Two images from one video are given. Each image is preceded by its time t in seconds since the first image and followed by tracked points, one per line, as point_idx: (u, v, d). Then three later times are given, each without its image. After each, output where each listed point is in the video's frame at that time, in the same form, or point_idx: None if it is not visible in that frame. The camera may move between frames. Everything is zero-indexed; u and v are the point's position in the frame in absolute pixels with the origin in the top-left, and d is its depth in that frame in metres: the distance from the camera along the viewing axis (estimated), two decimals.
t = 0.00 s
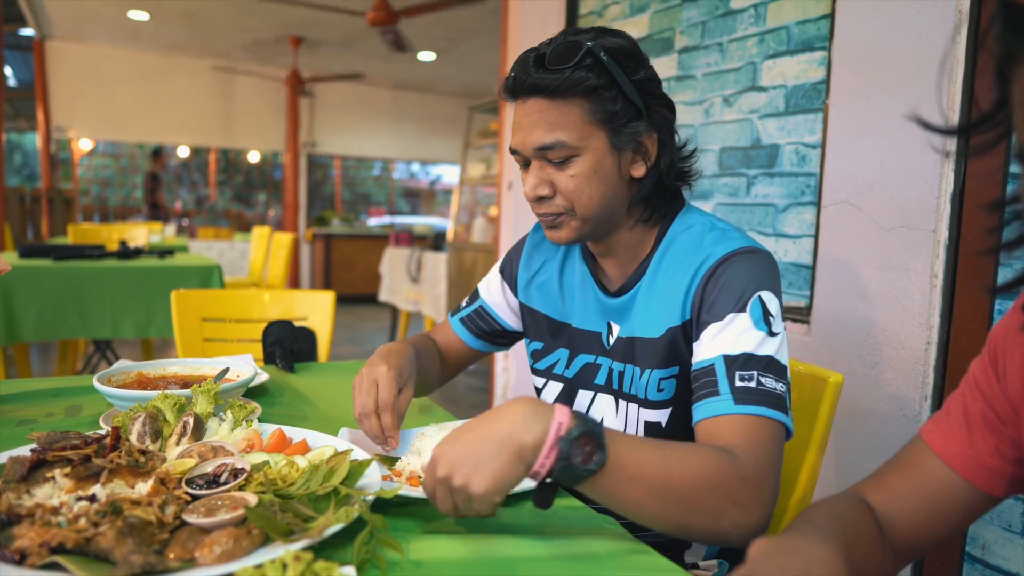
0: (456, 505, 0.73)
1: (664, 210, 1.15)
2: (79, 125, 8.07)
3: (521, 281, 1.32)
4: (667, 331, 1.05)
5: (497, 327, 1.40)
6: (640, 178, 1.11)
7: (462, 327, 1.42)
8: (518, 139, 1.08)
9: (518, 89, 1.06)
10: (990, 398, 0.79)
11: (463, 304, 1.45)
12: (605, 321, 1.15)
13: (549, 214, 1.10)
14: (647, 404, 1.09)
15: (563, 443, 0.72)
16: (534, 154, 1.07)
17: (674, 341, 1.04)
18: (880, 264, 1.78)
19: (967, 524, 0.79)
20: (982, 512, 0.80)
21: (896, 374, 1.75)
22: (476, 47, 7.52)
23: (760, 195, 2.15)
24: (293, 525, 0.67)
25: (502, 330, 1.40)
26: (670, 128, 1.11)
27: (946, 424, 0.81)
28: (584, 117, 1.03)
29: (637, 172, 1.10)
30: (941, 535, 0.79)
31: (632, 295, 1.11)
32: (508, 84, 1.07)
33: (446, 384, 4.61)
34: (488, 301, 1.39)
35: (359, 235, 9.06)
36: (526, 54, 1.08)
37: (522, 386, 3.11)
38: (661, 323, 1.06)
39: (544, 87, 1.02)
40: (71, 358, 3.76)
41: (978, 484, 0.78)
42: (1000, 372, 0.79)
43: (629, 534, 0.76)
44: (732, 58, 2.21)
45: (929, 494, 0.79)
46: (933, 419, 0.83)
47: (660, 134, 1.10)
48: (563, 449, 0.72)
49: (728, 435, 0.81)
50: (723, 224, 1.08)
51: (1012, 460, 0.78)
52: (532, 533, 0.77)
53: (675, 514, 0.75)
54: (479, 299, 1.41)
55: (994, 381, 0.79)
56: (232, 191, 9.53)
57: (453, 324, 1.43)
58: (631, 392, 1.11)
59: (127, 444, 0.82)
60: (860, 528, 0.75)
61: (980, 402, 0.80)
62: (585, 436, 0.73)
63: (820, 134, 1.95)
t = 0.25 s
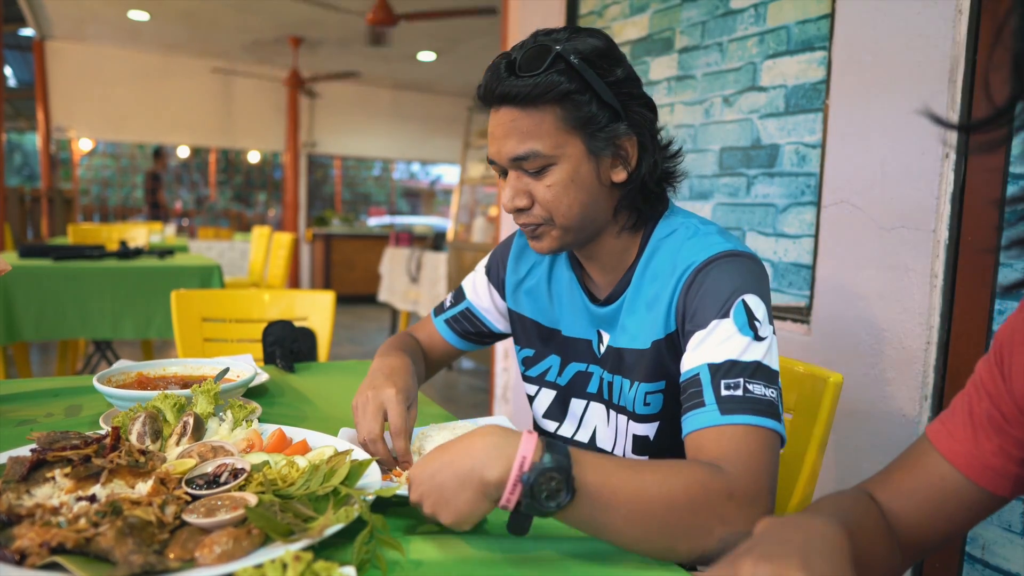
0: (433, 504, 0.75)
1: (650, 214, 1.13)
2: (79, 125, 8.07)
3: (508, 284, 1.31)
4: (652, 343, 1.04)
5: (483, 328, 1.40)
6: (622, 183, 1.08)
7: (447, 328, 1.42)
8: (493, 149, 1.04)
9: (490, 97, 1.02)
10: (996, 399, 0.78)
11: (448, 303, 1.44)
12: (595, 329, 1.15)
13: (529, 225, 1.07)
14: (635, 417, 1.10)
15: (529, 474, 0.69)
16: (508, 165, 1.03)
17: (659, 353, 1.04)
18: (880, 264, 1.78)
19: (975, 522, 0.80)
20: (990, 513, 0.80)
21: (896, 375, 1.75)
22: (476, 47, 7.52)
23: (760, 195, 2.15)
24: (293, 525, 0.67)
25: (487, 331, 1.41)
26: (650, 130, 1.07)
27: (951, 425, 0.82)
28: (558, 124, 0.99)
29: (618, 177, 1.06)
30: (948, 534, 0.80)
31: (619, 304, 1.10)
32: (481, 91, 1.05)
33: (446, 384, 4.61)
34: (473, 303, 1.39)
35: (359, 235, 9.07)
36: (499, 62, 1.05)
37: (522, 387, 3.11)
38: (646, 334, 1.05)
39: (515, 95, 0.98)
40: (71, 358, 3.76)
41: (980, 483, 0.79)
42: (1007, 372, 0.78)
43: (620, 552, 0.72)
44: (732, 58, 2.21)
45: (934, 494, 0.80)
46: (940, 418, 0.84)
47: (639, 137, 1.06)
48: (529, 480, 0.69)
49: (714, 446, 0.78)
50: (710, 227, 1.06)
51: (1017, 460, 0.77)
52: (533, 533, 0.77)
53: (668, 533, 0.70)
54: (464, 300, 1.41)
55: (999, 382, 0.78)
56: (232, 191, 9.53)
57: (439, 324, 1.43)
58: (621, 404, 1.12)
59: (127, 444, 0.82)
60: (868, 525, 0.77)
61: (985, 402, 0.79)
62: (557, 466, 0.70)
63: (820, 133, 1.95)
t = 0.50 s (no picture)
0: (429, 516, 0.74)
1: (643, 220, 1.12)
2: (79, 125, 8.07)
3: (501, 286, 1.31)
4: (648, 352, 1.05)
5: (472, 327, 1.41)
6: (613, 191, 1.06)
7: (435, 325, 1.42)
8: (479, 160, 1.02)
9: (474, 106, 1.00)
10: (997, 401, 0.79)
11: (437, 299, 1.44)
12: (590, 334, 1.16)
13: (520, 236, 1.06)
14: (631, 426, 1.10)
15: (527, 495, 0.69)
16: (496, 176, 1.02)
17: (656, 362, 1.05)
18: (879, 265, 1.78)
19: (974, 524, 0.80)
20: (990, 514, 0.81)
21: (896, 376, 1.75)
22: (476, 47, 7.53)
23: (760, 195, 2.15)
24: (293, 525, 0.67)
25: (476, 329, 1.41)
26: (640, 133, 1.06)
27: (952, 426, 0.82)
28: (545, 134, 0.97)
29: (610, 184, 1.05)
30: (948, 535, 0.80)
31: (614, 310, 1.10)
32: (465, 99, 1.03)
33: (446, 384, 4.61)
34: (464, 301, 1.39)
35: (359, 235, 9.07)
36: (481, 69, 1.03)
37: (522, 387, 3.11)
38: (643, 342, 1.06)
39: (500, 105, 0.96)
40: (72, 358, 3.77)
41: (981, 485, 0.79)
42: (1009, 373, 0.78)
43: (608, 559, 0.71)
44: (732, 58, 2.21)
45: (935, 494, 0.80)
46: (941, 419, 0.84)
47: (629, 141, 1.04)
48: (528, 502, 0.68)
49: (717, 461, 0.77)
50: (706, 231, 1.05)
51: (1017, 462, 0.78)
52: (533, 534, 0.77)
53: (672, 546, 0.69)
54: (454, 297, 1.41)
55: (1000, 383, 0.79)
56: (232, 191, 9.53)
57: (429, 322, 1.43)
58: (615, 412, 1.12)
59: (127, 444, 0.82)
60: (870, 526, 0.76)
61: (987, 403, 0.79)
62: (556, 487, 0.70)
63: (820, 134, 1.95)
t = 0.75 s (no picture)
0: (430, 522, 0.73)
1: (638, 223, 1.12)
2: (79, 124, 8.07)
3: (496, 289, 1.32)
4: (647, 354, 1.05)
5: (470, 331, 1.40)
6: (607, 194, 1.06)
7: (435, 328, 1.42)
8: (472, 163, 1.02)
9: (467, 109, 1.00)
10: (997, 402, 0.79)
11: (437, 303, 1.44)
12: (586, 337, 1.15)
13: (514, 241, 1.05)
14: (628, 429, 1.10)
15: (528, 505, 0.68)
16: (489, 180, 1.01)
17: (654, 365, 1.05)
18: (880, 265, 1.78)
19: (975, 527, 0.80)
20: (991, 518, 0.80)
21: (897, 376, 1.75)
22: (476, 47, 7.52)
23: (760, 194, 2.15)
24: (293, 525, 0.67)
25: (474, 334, 1.40)
26: (635, 136, 1.06)
27: (952, 428, 0.82)
28: (538, 137, 0.96)
29: (604, 188, 1.04)
30: (950, 538, 0.80)
31: (610, 313, 1.10)
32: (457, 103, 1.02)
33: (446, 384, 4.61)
34: (460, 305, 1.39)
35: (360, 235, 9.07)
36: (474, 71, 1.02)
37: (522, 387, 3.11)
38: (641, 345, 1.06)
39: (492, 108, 0.96)
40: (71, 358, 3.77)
41: (981, 487, 0.79)
42: (1008, 375, 0.78)
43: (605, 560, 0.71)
44: (732, 58, 2.21)
45: (937, 497, 0.80)
46: (942, 422, 0.84)
47: (624, 143, 1.04)
48: (528, 511, 0.67)
49: (718, 466, 0.77)
50: (703, 233, 1.06)
51: (1018, 464, 0.78)
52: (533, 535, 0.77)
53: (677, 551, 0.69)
54: (452, 301, 1.40)
55: (1000, 385, 0.79)
56: (232, 191, 9.53)
57: (429, 325, 1.43)
58: (612, 416, 1.12)
59: (127, 444, 0.82)
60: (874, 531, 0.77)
61: (987, 405, 0.79)
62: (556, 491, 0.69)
63: (820, 134, 1.95)
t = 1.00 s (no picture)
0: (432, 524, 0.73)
1: (635, 221, 1.12)
2: (78, 124, 8.07)
3: (496, 290, 1.32)
4: (645, 353, 1.05)
5: (472, 334, 1.40)
6: (605, 190, 1.06)
7: (438, 331, 1.42)
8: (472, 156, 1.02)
9: (468, 102, 1.00)
10: (998, 406, 0.80)
11: (440, 306, 1.44)
12: (584, 337, 1.15)
13: (511, 235, 1.05)
14: (626, 428, 1.09)
15: (528, 505, 0.68)
16: (489, 172, 1.01)
17: (652, 363, 1.05)
18: (879, 264, 1.78)
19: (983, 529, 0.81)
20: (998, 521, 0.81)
21: (898, 375, 1.75)
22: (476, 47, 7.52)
23: (760, 194, 2.15)
24: (293, 525, 0.67)
25: (476, 337, 1.40)
26: (635, 135, 1.06)
27: (954, 433, 0.83)
28: (538, 130, 0.97)
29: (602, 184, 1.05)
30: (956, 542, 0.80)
31: (608, 311, 1.10)
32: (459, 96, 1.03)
33: (446, 384, 4.61)
34: (462, 308, 1.39)
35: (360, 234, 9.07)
36: (476, 64, 1.03)
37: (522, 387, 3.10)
38: (639, 344, 1.06)
39: (493, 100, 0.97)
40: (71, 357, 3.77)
41: (984, 491, 0.80)
42: (1008, 377, 0.79)
43: (602, 559, 0.71)
44: (732, 58, 2.21)
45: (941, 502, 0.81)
46: (944, 427, 0.85)
47: (623, 141, 1.04)
48: (528, 512, 0.67)
49: (714, 465, 0.77)
50: (700, 232, 1.06)
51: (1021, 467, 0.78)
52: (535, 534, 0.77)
53: (677, 553, 0.69)
54: (454, 305, 1.41)
55: (1000, 388, 0.80)
56: (232, 191, 9.52)
57: (432, 328, 1.43)
58: (610, 415, 1.12)
59: (127, 444, 0.82)
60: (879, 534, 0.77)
61: (987, 409, 0.81)
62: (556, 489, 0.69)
63: (820, 133, 1.95)
